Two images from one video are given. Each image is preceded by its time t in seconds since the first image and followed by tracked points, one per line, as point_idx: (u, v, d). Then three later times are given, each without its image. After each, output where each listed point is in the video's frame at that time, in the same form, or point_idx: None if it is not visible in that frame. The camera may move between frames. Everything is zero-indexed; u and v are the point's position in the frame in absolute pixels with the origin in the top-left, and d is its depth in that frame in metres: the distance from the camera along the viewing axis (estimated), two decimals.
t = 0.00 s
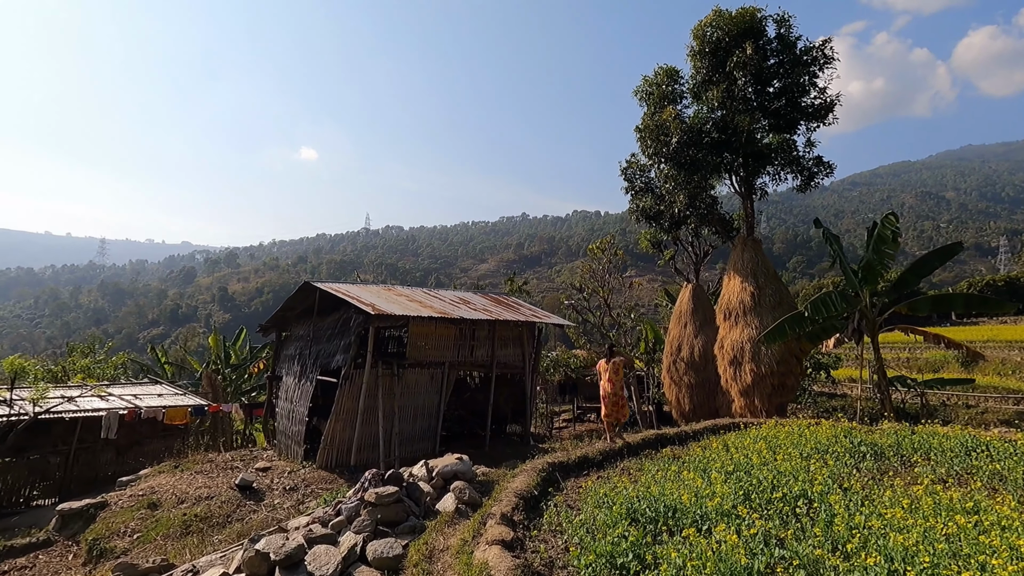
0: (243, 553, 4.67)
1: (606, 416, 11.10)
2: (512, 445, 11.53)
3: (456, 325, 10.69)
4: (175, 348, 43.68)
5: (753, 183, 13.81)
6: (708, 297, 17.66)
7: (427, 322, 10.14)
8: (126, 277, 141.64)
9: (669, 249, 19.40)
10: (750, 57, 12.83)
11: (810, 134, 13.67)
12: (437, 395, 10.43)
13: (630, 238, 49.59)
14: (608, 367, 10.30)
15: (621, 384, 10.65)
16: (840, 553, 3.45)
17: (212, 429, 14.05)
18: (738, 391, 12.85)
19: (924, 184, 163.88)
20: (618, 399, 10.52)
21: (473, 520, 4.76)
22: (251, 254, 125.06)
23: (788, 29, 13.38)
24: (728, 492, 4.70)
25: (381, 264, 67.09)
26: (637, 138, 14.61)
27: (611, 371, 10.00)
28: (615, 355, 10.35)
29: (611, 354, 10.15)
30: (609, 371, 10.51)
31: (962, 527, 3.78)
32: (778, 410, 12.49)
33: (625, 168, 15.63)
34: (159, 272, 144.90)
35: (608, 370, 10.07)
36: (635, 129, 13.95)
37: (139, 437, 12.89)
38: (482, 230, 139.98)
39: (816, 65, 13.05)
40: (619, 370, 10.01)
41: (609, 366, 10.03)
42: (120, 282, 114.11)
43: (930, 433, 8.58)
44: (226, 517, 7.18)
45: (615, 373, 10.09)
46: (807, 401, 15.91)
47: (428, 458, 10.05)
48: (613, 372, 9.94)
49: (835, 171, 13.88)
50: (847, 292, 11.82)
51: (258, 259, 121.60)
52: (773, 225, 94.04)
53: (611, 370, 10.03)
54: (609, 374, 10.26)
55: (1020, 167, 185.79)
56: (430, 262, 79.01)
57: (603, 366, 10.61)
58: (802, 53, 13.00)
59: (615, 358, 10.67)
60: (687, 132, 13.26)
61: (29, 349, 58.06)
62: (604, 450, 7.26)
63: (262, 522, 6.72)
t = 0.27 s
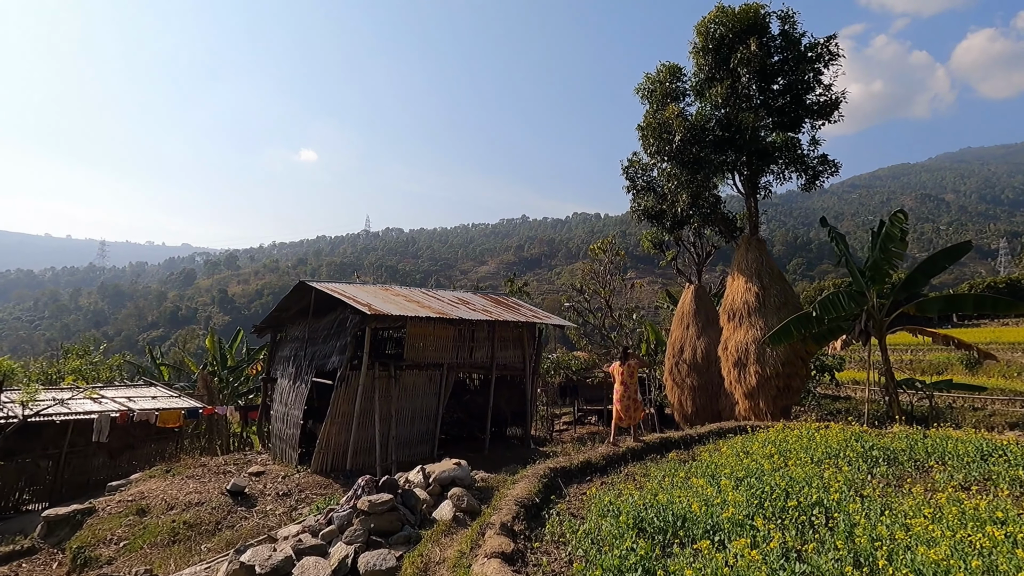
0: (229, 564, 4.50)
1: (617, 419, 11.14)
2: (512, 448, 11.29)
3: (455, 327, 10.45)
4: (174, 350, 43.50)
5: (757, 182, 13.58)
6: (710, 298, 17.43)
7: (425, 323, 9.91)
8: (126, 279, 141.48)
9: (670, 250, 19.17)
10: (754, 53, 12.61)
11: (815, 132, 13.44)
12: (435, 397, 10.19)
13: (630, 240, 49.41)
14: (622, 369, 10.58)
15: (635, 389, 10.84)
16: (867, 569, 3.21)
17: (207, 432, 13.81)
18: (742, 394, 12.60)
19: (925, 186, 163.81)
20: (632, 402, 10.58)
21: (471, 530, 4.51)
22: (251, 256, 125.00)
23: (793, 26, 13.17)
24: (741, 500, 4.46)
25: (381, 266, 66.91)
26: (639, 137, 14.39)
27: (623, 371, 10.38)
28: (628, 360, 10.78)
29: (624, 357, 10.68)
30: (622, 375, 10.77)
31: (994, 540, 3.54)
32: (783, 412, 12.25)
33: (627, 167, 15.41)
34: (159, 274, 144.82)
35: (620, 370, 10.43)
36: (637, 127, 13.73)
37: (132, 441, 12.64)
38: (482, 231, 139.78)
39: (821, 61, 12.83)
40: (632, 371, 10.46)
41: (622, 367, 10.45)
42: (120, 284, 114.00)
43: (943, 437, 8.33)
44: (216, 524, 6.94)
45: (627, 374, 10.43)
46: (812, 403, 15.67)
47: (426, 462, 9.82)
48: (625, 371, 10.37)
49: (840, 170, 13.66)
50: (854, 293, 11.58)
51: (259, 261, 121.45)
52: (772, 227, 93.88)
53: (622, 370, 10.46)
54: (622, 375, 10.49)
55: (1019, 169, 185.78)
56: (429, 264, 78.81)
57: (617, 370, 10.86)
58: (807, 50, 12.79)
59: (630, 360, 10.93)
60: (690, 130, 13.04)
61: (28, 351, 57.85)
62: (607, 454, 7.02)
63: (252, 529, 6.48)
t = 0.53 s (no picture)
0: None
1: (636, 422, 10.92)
2: (515, 452, 11.04)
3: (456, 327, 10.22)
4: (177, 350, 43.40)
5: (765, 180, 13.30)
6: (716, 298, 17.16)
7: (425, 324, 9.68)
8: (130, 279, 141.84)
9: (675, 249, 18.91)
10: (762, 48, 12.34)
11: (824, 128, 13.16)
12: (437, 399, 9.97)
13: (633, 240, 49.16)
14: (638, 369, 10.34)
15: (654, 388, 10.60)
16: None
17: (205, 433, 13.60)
18: (750, 396, 12.34)
19: (929, 185, 162.98)
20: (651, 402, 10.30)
21: (471, 544, 4.27)
22: (254, 256, 125.13)
23: (802, 20, 12.88)
24: (757, 514, 4.21)
25: (383, 266, 66.78)
26: (645, 133, 14.13)
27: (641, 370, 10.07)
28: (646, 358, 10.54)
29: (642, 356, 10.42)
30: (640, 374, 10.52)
31: None
32: (792, 415, 11.98)
33: (631, 164, 15.16)
34: (163, 274, 145.19)
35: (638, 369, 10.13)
36: (641, 124, 13.48)
37: (129, 442, 12.45)
38: (485, 231, 139.57)
39: (831, 56, 12.54)
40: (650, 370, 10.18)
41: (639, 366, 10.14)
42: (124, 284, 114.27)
43: (959, 442, 8.06)
44: (208, 532, 6.72)
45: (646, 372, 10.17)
46: (820, 405, 15.38)
47: (426, 466, 9.59)
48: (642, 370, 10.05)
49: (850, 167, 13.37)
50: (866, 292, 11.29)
51: (262, 260, 121.59)
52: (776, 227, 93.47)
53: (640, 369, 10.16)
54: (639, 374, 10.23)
55: None
56: (432, 263, 78.69)
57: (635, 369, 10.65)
58: (816, 44, 12.50)
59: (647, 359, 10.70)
60: (696, 126, 12.79)
61: (32, 351, 57.90)
62: (613, 460, 6.77)
63: (246, 538, 6.26)
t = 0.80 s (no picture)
0: None
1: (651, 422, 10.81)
2: (516, 453, 10.80)
3: (456, 325, 9.98)
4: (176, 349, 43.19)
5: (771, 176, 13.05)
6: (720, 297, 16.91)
7: (424, 322, 9.45)
8: (131, 278, 141.88)
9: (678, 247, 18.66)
10: (768, 41, 12.10)
11: (831, 123, 12.91)
12: (436, 399, 9.74)
13: (635, 239, 48.90)
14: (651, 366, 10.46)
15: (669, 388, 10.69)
16: None
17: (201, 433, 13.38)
18: (756, 396, 12.08)
19: (932, 185, 162.52)
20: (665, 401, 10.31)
21: (469, 553, 4.04)
22: (255, 256, 125.06)
23: (809, 12, 12.63)
24: (773, 521, 3.98)
25: (384, 265, 66.60)
26: (648, 129, 13.88)
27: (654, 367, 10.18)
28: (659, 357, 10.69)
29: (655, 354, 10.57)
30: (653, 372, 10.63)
31: None
32: (799, 415, 11.72)
33: (635, 160, 14.92)
34: (164, 273, 145.16)
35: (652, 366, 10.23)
36: (645, 118, 13.24)
37: (123, 443, 12.22)
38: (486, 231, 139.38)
39: (839, 49, 12.29)
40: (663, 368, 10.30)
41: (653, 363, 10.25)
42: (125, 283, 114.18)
43: (974, 444, 7.81)
44: (198, 536, 6.49)
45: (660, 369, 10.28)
46: (827, 406, 15.11)
47: (424, 468, 9.35)
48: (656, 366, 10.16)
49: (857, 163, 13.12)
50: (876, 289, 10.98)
51: (263, 260, 121.48)
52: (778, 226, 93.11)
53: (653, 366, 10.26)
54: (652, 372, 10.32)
55: None
56: (433, 263, 78.49)
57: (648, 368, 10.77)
58: (824, 37, 12.25)
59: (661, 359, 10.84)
60: (701, 121, 12.55)
61: (32, 350, 57.76)
62: (618, 462, 6.53)
63: (236, 543, 6.03)
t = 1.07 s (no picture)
0: None
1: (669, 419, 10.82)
2: (516, 455, 10.56)
3: (454, 324, 9.74)
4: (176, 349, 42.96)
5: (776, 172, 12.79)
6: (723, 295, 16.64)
7: (422, 320, 9.21)
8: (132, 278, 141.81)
9: (681, 245, 18.41)
10: (775, 34, 11.85)
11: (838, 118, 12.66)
12: (434, 400, 9.49)
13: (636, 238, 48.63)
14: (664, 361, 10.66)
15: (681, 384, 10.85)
16: None
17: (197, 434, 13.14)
18: (760, 397, 11.83)
19: (933, 184, 162.04)
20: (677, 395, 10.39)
21: (463, 566, 3.81)
22: (256, 256, 124.90)
23: (816, 5, 12.38)
24: (789, 533, 3.72)
25: (385, 265, 66.39)
26: (651, 124, 13.62)
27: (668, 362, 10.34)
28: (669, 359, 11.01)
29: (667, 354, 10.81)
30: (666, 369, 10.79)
31: None
32: (805, 417, 11.47)
33: (637, 157, 14.67)
34: (165, 273, 145.02)
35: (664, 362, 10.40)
36: (648, 113, 12.99)
37: (116, 444, 11.99)
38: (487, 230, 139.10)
39: (847, 42, 12.03)
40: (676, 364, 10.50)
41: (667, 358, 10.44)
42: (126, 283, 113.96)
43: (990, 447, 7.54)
44: (185, 543, 6.26)
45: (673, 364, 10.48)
46: (833, 407, 14.83)
47: (422, 471, 9.12)
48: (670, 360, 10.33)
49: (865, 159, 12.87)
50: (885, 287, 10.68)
51: (264, 259, 121.26)
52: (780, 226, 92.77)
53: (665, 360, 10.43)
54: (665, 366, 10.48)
55: None
56: (434, 263, 78.28)
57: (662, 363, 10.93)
58: (831, 30, 11.99)
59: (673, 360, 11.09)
60: (705, 116, 12.30)
61: (32, 350, 57.57)
62: (622, 466, 6.29)
63: (224, 551, 5.80)
